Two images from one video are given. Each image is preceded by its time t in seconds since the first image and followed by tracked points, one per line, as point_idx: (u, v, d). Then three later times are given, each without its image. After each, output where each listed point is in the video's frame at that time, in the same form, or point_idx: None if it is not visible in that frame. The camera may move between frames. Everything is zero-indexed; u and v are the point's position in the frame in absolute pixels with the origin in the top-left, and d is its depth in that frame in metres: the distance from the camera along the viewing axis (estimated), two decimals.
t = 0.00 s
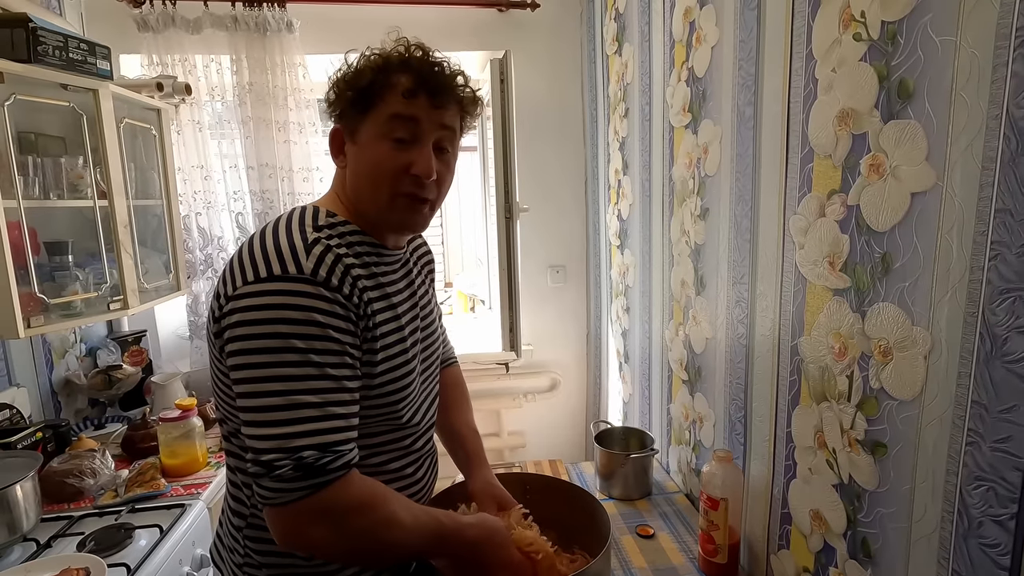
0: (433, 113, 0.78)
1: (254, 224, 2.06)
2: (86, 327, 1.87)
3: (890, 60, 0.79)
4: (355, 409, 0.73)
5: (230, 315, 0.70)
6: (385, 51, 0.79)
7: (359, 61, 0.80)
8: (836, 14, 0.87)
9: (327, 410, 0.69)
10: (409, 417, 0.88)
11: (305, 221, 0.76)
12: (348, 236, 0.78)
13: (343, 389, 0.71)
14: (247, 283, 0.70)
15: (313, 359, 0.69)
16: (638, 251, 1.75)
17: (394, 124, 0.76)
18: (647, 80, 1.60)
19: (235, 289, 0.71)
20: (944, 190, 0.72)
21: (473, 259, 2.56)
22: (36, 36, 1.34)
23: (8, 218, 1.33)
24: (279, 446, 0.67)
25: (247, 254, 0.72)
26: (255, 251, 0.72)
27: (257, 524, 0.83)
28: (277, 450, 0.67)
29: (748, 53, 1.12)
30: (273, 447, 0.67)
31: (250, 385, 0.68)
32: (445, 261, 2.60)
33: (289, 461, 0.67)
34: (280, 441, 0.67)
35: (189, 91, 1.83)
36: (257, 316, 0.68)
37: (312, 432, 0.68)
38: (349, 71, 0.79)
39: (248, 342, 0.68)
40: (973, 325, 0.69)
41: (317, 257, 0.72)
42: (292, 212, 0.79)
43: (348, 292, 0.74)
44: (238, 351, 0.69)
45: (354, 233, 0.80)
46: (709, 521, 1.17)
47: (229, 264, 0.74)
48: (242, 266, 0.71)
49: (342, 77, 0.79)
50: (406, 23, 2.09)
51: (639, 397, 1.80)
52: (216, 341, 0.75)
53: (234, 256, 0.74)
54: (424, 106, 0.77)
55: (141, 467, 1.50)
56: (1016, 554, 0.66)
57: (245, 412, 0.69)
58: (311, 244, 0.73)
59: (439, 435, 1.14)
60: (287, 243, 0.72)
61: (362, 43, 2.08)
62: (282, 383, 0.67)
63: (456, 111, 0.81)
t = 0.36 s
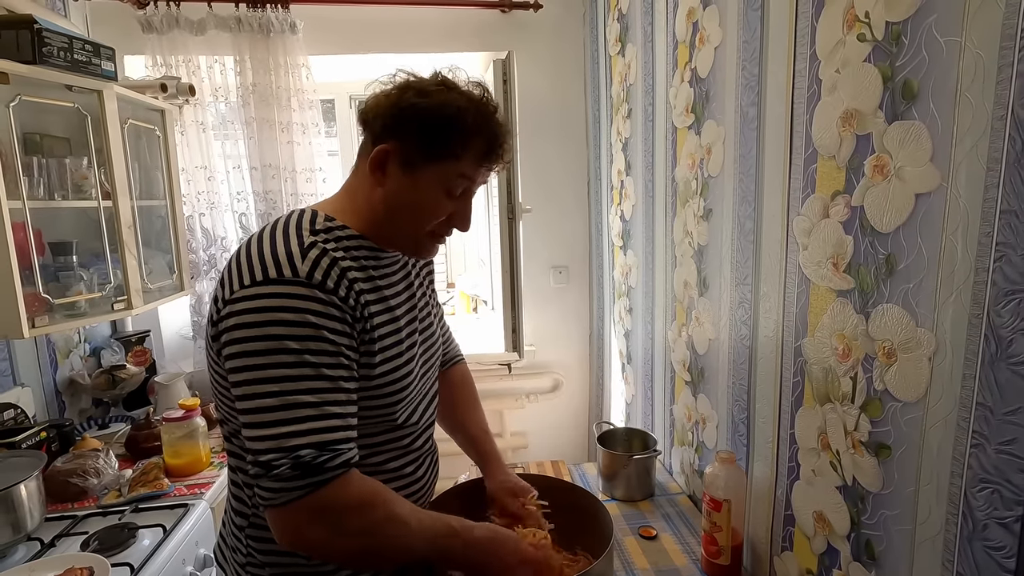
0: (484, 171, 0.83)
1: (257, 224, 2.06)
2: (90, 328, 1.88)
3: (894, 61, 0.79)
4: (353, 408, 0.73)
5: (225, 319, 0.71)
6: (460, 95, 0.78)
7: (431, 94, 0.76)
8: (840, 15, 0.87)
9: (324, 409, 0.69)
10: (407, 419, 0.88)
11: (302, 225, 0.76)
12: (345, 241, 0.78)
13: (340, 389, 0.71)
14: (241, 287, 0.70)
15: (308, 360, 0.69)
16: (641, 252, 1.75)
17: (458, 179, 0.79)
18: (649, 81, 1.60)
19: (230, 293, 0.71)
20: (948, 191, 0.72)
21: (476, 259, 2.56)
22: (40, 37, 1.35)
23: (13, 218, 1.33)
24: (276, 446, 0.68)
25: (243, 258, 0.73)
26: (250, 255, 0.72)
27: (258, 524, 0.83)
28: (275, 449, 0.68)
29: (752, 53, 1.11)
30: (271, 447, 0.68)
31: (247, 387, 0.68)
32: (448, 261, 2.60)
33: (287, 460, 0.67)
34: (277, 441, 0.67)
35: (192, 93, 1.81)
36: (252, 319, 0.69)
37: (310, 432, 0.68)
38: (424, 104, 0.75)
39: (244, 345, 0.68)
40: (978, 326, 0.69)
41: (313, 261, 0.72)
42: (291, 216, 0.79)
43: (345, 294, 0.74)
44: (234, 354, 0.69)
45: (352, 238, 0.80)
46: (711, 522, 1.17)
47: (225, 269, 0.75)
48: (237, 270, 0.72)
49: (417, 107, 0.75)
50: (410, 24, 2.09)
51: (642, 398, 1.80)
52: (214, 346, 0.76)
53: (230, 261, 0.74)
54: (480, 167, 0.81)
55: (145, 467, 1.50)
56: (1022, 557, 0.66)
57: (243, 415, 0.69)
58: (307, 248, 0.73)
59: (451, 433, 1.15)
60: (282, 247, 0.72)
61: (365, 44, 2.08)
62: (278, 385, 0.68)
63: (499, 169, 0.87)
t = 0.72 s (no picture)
0: (491, 177, 0.84)
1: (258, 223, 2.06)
2: (91, 327, 1.88)
3: (898, 58, 0.78)
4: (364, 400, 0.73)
5: (234, 314, 0.70)
6: (472, 100, 0.78)
7: (445, 99, 0.76)
8: (843, 12, 0.87)
9: (338, 400, 0.69)
10: (410, 415, 0.88)
11: (308, 220, 0.76)
12: (351, 238, 0.78)
13: (353, 381, 0.71)
14: (253, 279, 0.70)
15: (322, 352, 0.69)
16: (642, 252, 1.74)
17: (467, 184, 0.80)
18: (651, 80, 1.60)
19: (239, 287, 0.70)
20: (952, 189, 0.72)
21: (477, 259, 2.56)
22: (41, 35, 1.35)
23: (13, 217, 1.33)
24: (292, 436, 0.67)
25: (250, 253, 0.72)
26: (259, 249, 0.72)
27: (257, 523, 0.82)
28: (290, 440, 0.67)
29: (754, 51, 1.11)
30: (285, 438, 0.67)
31: (260, 380, 0.67)
32: (449, 261, 2.60)
33: (303, 450, 0.67)
34: (292, 431, 0.67)
35: (194, 92, 1.83)
36: (264, 311, 0.68)
37: (325, 421, 0.68)
38: (439, 110, 0.75)
39: (256, 338, 0.68)
40: (982, 325, 0.68)
41: (323, 256, 0.72)
42: (295, 212, 0.78)
43: (354, 290, 0.74)
44: (246, 345, 0.68)
45: (359, 236, 0.79)
46: (713, 523, 1.16)
47: (230, 265, 0.74)
48: (244, 265, 0.71)
49: (432, 113, 0.75)
50: (411, 24, 2.09)
51: (643, 398, 1.79)
52: (221, 341, 0.75)
53: (236, 255, 0.74)
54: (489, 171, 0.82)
55: (145, 466, 1.50)
56: None
57: (255, 407, 0.68)
58: (316, 244, 0.73)
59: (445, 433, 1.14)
60: (291, 242, 0.72)
61: (366, 43, 2.08)
62: (293, 376, 0.67)
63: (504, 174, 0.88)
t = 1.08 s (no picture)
0: (487, 167, 0.83)
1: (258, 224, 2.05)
2: (90, 327, 1.88)
3: (900, 56, 0.77)
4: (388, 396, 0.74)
5: (249, 318, 0.69)
6: (463, 90, 0.78)
7: (436, 91, 0.76)
8: (844, 10, 0.86)
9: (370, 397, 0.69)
10: (414, 415, 0.88)
11: (309, 219, 0.75)
12: (352, 235, 0.76)
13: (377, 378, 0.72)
14: (267, 284, 0.69)
15: (348, 349, 0.69)
16: (643, 253, 1.73)
17: (464, 174, 0.79)
18: (652, 80, 1.59)
19: (252, 290, 0.69)
20: (955, 188, 0.71)
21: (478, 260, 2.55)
22: (40, 34, 1.34)
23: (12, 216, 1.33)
24: (332, 436, 0.67)
25: (257, 254, 0.71)
26: (265, 251, 0.71)
27: (258, 528, 0.82)
28: (333, 440, 0.67)
29: (755, 50, 1.10)
30: (326, 438, 0.67)
31: (291, 383, 0.67)
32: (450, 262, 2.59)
33: (347, 449, 0.67)
34: (333, 431, 0.67)
35: (193, 91, 1.83)
36: (286, 313, 0.68)
37: (362, 418, 0.68)
38: (430, 102, 0.75)
39: (282, 341, 0.67)
40: (986, 327, 0.68)
41: (330, 253, 0.72)
42: (295, 211, 0.77)
43: (363, 286, 0.74)
44: (270, 348, 0.68)
45: (359, 233, 0.77)
46: (714, 526, 1.15)
47: (234, 269, 0.73)
48: (254, 268, 0.70)
49: (424, 105, 0.75)
50: (412, 24, 2.08)
51: (644, 400, 1.78)
52: (230, 349, 0.73)
53: (238, 262, 0.73)
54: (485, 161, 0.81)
55: (143, 467, 1.50)
56: None
57: (287, 410, 0.67)
58: (322, 241, 0.72)
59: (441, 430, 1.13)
60: (296, 241, 0.71)
61: (367, 44, 2.08)
62: (324, 376, 0.67)
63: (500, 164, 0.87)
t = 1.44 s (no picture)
0: (490, 180, 0.83)
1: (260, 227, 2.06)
2: (92, 329, 1.88)
3: (903, 61, 0.77)
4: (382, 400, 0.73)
5: (246, 319, 0.69)
6: (472, 102, 0.77)
7: (446, 101, 0.76)
8: (847, 14, 0.85)
9: (361, 400, 0.68)
10: (413, 418, 0.87)
11: (309, 221, 0.75)
12: (352, 238, 0.76)
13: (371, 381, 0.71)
14: (263, 286, 0.69)
15: (341, 351, 0.68)
16: (645, 256, 1.73)
17: (466, 185, 0.78)
18: (654, 84, 1.59)
19: (249, 291, 0.69)
20: (959, 194, 0.70)
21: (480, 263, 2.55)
22: (42, 38, 1.34)
23: (14, 219, 1.33)
24: (321, 437, 0.66)
25: (256, 256, 0.71)
26: (265, 252, 0.71)
27: (257, 532, 0.81)
28: (321, 441, 0.66)
29: (757, 55, 1.09)
30: (315, 439, 0.66)
31: (282, 384, 0.66)
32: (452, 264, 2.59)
33: (335, 450, 0.66)
34: (322, 432, 0.66)
35: (195, 94, 1.84)
36: (281, 314, 0.67)
37: (352, 421, 0.67)
38: (438, 111, 0.74)
39: (276, 341, 0.67)
40: (990, 334, 0.67)
41: (330, 255, 0.71)
42: (296, 213, 0.77)
43: (361, 289, 0.73)
44: (264, 349, 0.67)
45: (360, 236, 0.77)
46: (715, 532, 1.14)
47: (234, 271, 0.72)
48: (252, 269, 0.70)
49: (432, 114, 0.74)
50: (415, 27, 2.08)
51: (645, 404, 1.78)
52: (229, 353, 0.74)
53: (237, 264, 0.73)
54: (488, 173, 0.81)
55: (143, 470, 1.49)
56: None
57: (278, 411, 0.67)
58: (321, 243, 0.72)
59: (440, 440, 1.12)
60: (296, 243, 0.71)
61: (368, 47, 2.08)
62: (316, 378, 0.66)
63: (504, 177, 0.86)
